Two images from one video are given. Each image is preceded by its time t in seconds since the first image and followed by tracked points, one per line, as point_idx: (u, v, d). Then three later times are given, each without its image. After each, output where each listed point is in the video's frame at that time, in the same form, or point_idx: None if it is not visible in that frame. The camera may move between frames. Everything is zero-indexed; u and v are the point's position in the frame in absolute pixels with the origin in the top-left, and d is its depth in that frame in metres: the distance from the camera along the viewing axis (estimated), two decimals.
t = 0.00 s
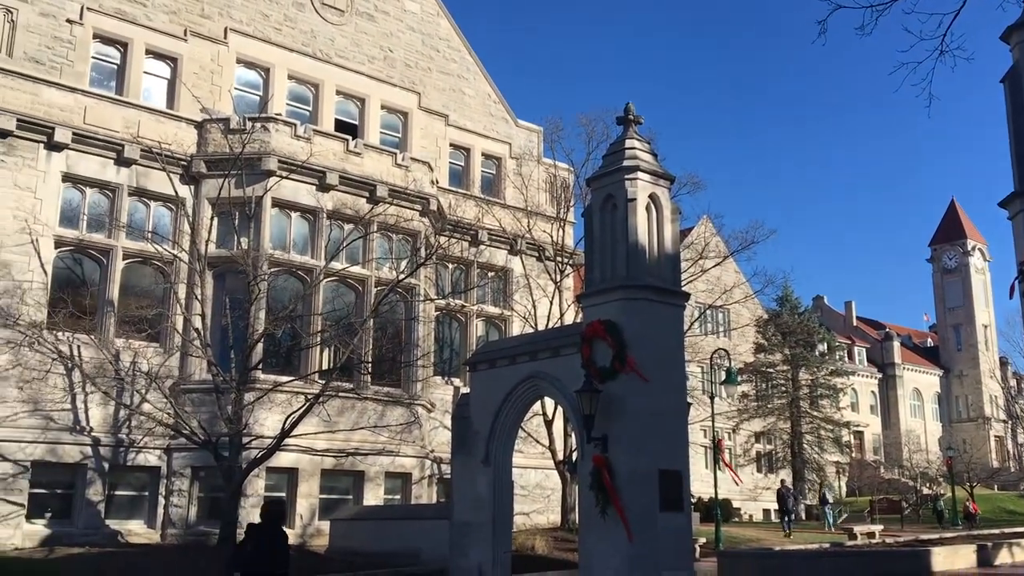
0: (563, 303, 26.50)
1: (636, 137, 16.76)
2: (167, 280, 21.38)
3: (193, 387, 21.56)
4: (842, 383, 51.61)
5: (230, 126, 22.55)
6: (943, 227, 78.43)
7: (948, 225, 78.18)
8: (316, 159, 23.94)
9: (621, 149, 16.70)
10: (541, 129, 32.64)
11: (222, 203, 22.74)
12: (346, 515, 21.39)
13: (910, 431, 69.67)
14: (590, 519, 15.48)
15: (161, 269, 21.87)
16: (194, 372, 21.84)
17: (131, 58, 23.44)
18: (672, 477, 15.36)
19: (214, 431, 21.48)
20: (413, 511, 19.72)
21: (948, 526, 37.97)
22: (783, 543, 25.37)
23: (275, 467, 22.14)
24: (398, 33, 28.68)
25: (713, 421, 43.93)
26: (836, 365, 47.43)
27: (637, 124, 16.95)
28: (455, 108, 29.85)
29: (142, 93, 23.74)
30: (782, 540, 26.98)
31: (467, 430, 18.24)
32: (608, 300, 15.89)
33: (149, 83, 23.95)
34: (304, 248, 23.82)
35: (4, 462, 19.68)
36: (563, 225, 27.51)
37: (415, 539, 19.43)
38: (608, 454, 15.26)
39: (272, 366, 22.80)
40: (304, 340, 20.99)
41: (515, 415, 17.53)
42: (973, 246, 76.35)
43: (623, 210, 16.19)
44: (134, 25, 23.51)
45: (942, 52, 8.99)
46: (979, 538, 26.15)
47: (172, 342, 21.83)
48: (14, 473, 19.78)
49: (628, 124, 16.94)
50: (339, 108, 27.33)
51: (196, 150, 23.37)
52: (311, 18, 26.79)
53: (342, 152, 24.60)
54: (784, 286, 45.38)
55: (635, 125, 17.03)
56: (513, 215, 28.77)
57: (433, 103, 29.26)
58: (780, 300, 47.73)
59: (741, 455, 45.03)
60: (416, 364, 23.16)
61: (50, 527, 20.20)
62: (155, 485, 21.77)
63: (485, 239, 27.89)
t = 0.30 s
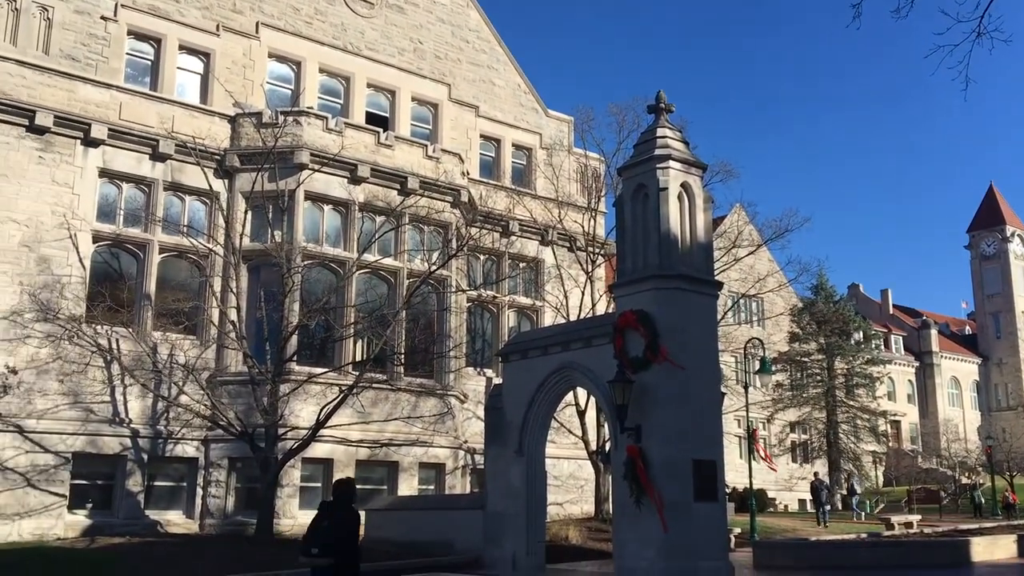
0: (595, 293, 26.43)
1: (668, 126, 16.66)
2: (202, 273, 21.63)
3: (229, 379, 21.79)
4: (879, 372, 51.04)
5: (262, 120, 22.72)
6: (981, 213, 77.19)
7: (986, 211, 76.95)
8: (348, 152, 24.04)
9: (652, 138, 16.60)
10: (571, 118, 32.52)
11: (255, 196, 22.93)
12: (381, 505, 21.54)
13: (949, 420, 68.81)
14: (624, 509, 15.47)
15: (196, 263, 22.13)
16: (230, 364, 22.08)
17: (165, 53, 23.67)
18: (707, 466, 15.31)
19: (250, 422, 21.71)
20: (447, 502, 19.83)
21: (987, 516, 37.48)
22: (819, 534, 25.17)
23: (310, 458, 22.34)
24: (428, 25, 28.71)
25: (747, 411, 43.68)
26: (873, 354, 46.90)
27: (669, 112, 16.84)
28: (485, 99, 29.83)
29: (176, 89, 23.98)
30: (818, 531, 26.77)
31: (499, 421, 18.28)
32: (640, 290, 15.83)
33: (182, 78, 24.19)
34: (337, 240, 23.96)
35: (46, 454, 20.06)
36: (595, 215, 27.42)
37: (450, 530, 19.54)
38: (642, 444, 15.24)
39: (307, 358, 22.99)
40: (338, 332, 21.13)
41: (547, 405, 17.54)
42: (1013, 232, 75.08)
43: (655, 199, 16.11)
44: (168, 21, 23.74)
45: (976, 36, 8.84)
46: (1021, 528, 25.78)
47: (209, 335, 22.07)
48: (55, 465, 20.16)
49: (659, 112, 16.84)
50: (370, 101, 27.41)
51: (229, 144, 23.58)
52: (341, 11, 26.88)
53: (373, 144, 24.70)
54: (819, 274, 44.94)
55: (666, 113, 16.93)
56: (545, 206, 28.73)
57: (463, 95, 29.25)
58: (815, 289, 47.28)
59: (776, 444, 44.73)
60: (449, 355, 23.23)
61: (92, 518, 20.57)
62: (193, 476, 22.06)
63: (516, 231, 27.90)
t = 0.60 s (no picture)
0: (624, 284, 26.36)
1: (696, 114, 16.55)
2: (234, 267, 21.83)
3: (261, 371, 21.98)
4: (912, 360, 50.51)
5: (291, 114, 22.85)
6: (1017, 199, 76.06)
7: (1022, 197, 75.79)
8: (375, 144, 24.12)
9: (680, 127, 16.50)
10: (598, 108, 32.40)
11: (285, 190, 23.08)
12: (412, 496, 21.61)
13: (984, 408, 67.97)
14: (655, 499, 15.42)
15: (228, 257, 22.34)
16: (261, 357, 22.27)
17: (194, 49, 23.85)
18: (738, 456, 15.24)
19: (282, 414, 21.90)
20: (478, 492, 20.00)
21: None
22: (852, 524, 24.98)
23: (341, 450, 22.50)
24: (454, 17, 28.71)
25: (778, 401, 43.41)
26: (906, 343, 46.39)
27: (697, 100, 16.74)
28: (512, 90, 29.78)
29: (206, 84, 24.15)
30: (851, 521, 26.57)
31: (529, 411, 18.30)
32: (670, 280, 15.76)
33: (212, 73, 24.35)
34: (366, 233, 24.06)
35: (82, 446, 20.37)
36: (623, 206, 27.31)
37: (481, 520, 19.79)
38: (672, 434, 15.19)
39: (337, 350, 23.13)
40: (368, 324, 21.24)
41: (577, 395, 17.53)
42: None
43: (684, 188, 16.03)
44: (197, 17, 23.91)
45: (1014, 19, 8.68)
46: None
47: (240, 328, 22.26)
48: (92, 457, 20.43)
49: (687, 101, 16.74)
50: (397, 93, 27.46)
51: (258, 138, 23.75)
52: (367, 4, 26.95)
53: (401, 137, 24.75)
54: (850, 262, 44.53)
55: (695, 101, 16.82)
56: (572, 196, 28.67)
57: (490, 86, 29.23)
58: (847, 277, 46.86)
59: (807, 434, 44.41)
60: (478, 346, 23.29)
61: (128, 509, 20.86)
62: (227, 467, 22.30)
63: (544, 221, 27.88)
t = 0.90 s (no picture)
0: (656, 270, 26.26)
1: (728, 98, 16.41)
2: (268, 257, 22.02)
3: (295, 361, 22.17)
4: (950, 345, 49.86)
5: (321, 105, 22.97)
6: None
7: None
8: (406, 134, 24.17)
9: (712, 111, 16.38)
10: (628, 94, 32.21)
11: (317, 180, 23.21)
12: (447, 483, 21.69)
13: None
14: (689, 486, 15.38)
15: (261, 248, 22.52)
16: (296, 346, 22.45)
17: (225, 42, 24.01)
18: (773, 443, 15.15)
19: (317, 403, 22.08)
20: (513, 479, 20.00)
21: None
22: (890, 510, 24.75)
23: (376, 438, 22.66)
24: (483, 5, 28.66)
25: (813, 386, 43.07)
26: (943, 327, 45.77)
27: (729, 84, 16.59)
28: (541, 77, 29.68)
29: (237, 76, 24.32)
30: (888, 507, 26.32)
31: (562, 399, 18.31)
32: (702, 266, 15.67)
33: (243, 65, 24.51)
34: (397, 223, 24.14)
35: (121, 436, 20.67)
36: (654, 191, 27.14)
37: (515, 507, 19.73)
38: (706, 420, 15.14)
39: (370, 339, 23.26)
40: (400, 313, 21.34)
41: (610, 382, 17.51)
42: None
43: (716, 174, 15.91)
44: (227, 10, 24.05)
45: None
46: None
47: (275, 318, 22.46)
48: (131, 446, 20.76)
49: (719, 85, 16.61)
50: (427, 82, 27.48)
51: (290, 130, 23.90)
52: None
53: (430, 126, 24.78)
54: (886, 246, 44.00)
55: (726, 86, 16.68)
56: (603, 183, 28.57)
57: (519, 73, 29.17)
58: (882, 261, 46.33)
59: (843, 420, 44.00)
60: (509, 334, 23.32)
61: (167, 497, 21.16)
62: (263, 456, 22.53)
63: (575, 209, 27.82)
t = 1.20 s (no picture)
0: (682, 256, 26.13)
1: (755, 81, 16.26)
2: (295, 247, 22.15)
3: (323, 349, 22.31)
4: (981, 328, 49.25)
5: (347, 94, 23.04)
6: None
7: None
8: (430, 121, 24.18)
9: (738, 94, 16.25)
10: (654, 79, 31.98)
11: (342, 169, 23.29)
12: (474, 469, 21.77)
13: None
14: (718, 472, 15.33)
15: (288, 237, 22.66)
16: (324, 335, 22.58)
17: (250, 32, 24.10)
18: (802, 429, 15.07)
19: (345, 390, 22.22)
20: (541, 465, 20.04)
21: None
22: (921, 496, 24.54)
23: (403, 425, 22.77)
24: None
25: (842, 371, 42.74)
26: (975, 311, 45.21)
27: (755, 67, 16.45)
28: (565, 62, 29.55)
29: (263, 66, 24.41)
30: (919, 493, 26.09)
31: (588, 385, 18.30)
32: (729, 251, 15.57)
33: (268, 55, 24.60)
34: (422, 210, 24.17)
35: (153, 424, 20.93)
36: (680, 176, 26.96)
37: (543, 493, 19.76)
38: (733, 406, 15.07)
39: (397, 327, 23.35)
40: (426, 301, 21.40)
41: (636, 368, 17.47)
42: None
43: (743, 157, 15.80)
44: None
45: None
46: None
47: (302, 306, 22.60)
48: (163, 434, 21.01)
49: (745, 68, 16.46)
50: (451, 70, 27.44)
51: (315, 119, 23.98)
52: None
53: (455, 114, 24.75)
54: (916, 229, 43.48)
55: (753, 68, 16.53)
56: (628, 168, 28.45)
57: (543, 59, 29.05)
58: (913, 245, 45.81)
59: (872, 405, 43.67)
60: (536, 322, 23.32)
61: (199, 484, 21.41)
62: (293, 443, 22.72)
63: (600, 194, 27.74)
